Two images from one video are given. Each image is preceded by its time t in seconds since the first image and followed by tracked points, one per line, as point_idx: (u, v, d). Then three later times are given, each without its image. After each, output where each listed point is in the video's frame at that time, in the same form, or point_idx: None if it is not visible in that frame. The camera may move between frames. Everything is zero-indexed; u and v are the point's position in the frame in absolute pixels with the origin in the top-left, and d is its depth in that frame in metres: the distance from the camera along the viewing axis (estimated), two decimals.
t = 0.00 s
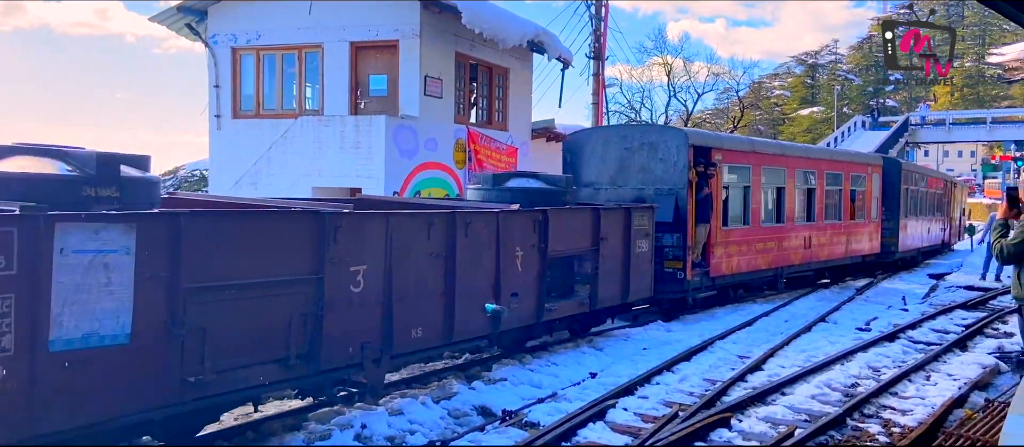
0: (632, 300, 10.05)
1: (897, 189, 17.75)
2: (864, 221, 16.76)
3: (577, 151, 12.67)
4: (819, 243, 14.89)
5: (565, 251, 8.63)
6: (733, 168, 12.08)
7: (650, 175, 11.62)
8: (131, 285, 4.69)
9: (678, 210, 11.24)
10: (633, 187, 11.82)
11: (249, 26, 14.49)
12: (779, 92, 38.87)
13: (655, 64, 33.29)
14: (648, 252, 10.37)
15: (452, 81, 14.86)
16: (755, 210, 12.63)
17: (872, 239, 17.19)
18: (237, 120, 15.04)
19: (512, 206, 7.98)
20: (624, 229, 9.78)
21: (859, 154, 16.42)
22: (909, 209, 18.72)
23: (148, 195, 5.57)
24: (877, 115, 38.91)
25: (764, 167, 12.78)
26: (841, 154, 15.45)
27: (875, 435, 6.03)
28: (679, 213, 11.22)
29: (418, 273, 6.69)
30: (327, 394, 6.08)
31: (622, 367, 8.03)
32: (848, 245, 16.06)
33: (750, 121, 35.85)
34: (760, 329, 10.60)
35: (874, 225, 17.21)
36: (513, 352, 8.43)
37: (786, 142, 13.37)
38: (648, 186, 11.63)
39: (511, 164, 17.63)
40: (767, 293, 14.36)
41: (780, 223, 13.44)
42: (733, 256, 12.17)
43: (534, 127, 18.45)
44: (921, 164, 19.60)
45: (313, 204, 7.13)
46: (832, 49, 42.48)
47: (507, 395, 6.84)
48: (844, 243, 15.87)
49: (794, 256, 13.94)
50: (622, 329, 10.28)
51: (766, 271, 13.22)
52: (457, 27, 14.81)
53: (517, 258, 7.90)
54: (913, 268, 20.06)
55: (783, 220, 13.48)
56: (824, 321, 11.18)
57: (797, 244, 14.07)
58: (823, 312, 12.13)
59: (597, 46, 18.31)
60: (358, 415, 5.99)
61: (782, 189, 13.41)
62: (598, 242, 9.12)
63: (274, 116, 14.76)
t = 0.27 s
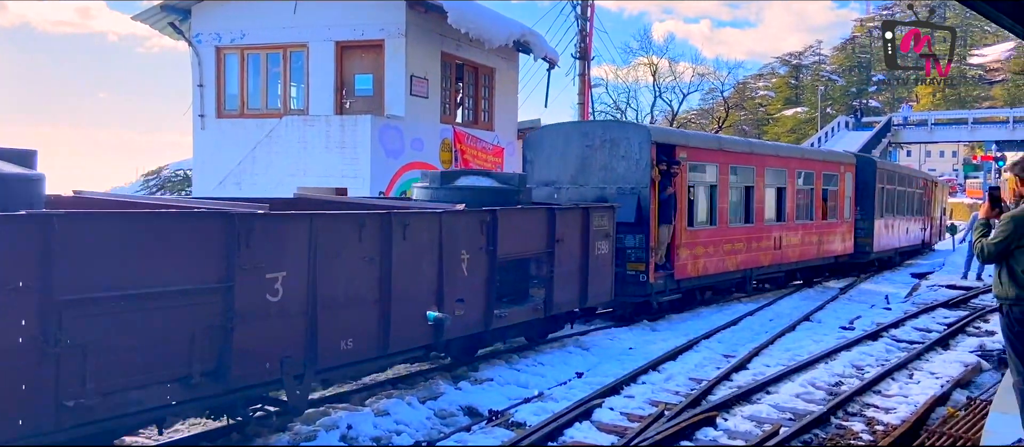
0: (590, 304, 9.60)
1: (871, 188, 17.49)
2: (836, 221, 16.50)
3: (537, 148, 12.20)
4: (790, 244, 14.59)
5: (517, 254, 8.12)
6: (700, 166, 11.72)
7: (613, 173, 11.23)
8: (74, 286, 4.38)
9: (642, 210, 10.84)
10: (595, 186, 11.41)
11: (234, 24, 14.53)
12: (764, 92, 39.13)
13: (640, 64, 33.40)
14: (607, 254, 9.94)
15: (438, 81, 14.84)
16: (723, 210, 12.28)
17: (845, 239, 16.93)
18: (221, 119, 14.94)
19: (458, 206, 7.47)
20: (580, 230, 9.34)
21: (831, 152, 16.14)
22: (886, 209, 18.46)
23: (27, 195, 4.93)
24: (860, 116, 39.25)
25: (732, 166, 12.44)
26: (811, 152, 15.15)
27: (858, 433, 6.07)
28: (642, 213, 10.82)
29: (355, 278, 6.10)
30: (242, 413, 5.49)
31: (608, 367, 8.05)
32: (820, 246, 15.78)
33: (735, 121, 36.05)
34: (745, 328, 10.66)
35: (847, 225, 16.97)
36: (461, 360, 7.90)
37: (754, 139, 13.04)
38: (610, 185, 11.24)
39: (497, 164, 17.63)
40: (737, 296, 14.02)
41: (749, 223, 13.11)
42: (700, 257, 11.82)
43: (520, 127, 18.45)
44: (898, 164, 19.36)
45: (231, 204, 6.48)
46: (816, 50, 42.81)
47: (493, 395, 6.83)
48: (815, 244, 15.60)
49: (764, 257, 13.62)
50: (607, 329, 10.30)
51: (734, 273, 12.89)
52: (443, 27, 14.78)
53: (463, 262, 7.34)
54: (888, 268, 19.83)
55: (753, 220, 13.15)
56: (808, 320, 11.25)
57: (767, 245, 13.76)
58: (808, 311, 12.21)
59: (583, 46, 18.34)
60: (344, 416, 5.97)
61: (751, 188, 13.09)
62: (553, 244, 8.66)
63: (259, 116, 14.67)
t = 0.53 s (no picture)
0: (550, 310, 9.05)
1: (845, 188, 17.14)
2: (809, 221, 16.18)
3: (497, 144, 11.65)
4: (761, 245, 14.22)
5: (465, 259, 7.56)
6: (665, 165, 11.31)
7: (573, 172, 10.75)
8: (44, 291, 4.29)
9: (603, 211, 10.42)
10: (554, 185, 10.92)
11: (219, 23, 14.37)
12: (748, 93, 39.36)
13: (626, 64, 33.47)
14: (568, 257, 9.36)
15: (424, 81, 14.81)
16: (690, 210, 11.88)
17: (817, 240, 16.60)
18: (205, 118, 14.87)
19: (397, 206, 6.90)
20: (538, 231, 8.74)
21: (804, 151, 15.79)
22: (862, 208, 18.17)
23: None
24: (843, 116, 39.58)
25: (700, 164, 12.03)
26: (783, 151, 14.76)
27: (842, 431, 6.11)
28: (604, 214, 10.40)
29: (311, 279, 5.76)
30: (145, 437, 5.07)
31: (594, 367, 8.06)
32: (791, 247, 15.44)
33: (720, 122, 36.24)
34: (731, 327, 10.70)
35: (821, 226, 16.69)
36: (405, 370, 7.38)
37: (723, 137, 12.64)
38: (571, 184, 10.76)
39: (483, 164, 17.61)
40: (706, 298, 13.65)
41: (717, 224, 12.73)
42: (665, 259, 11.45)
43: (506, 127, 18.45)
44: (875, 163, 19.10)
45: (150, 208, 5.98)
46: (800, 51, 43.12)
47: (480, 395, 6.82)
48: (787, 244, 15.24)
49: (733, 259, 13.24)
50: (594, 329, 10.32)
51: (702, 275, 12.51)
52: (429, 27, 14.75)
53: (402, 266, 6.77)
54: (865, 269, 19.54)
55: (722, 220, 12.78)
56: (793, 320, 11.32)
57: (736, 246, 13.38)
58: (792, 310, 12.29)
59: (569, 46, 18.36)
60: (330, 417, 5.94)
61: (719, 187, 12.69)
62: (506, 247, 8.06)
63: (243, 115, 14.60)
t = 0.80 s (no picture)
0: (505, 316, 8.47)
1: (820, 187, 16.79)
2: (783, 222, 15.83)
3: (455, 142, 11.13)
4: (732, 247, 13.84)
5: (408, 264, 6.93)
6: (631, 163, 10.89)
7: (534, 171, 10.29)
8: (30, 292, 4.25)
9: (564, 211, 9.97)
10: (513, 184, 10.46)
11: (204, 23, 14.33)
12: (734, 93, 39.56)
13: (613, 65, 33.55)
14: (525, 259, 8.74)
15: (411, 81, 14.77)
16: (657, 211, 11.48)
17: (791, 241, 16.27)
18: (190, 118, 14.73)
19: (328, 207, 6.21)
20: (491, 232, 8.12)
21: (777, 151, 15.43)
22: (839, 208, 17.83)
23: None
24: (828, 117, 39.86)
25: (667, 163, 11.62)
26: (755, 150, 14.39)
27: (827, 430, 6.16)
28: (565, 215, 9.95)
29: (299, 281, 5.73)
30: None
31: (581, 367, 8.08)
32: (765, 249, 15.07)
33: (706, 122, 36.38)
34: (717, 327, 10.76)
35: (794, 227, 16.33)
36: (342, 384, 6.77)
37: (692, 135, 12.24)
38: (532, 183, 10.29)
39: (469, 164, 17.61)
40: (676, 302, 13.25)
41: (687, 225, 12.34)
42: (631, 262, 11.05)
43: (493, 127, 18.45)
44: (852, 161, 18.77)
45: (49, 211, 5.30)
46: (785, 53, 43.38)
47: (467, 396, 6.82)
48: (760, 246, 14.87)
49: (703, 261, 12.85)
50: (581, 328, 10.35)
51: (670, 278, 12.11)
52: (416, 27, 14.73)
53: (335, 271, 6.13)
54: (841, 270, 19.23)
55: (691, 221, 12.39)
56: (778, 319, 11.39)
57: (706, 248, 13.00)
58: (778, 310, 12.37)
59: (556, 47, 18.38)
60: (316, 418, 5.92)
61: (688, 187, 12.29)
62: (454, 250, 7.44)
63: (228, 115, 14.50)
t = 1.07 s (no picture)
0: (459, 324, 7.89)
1: (796, 187, 16.45)
2: (757, 224, 15.44)
3: (411, 139, 10.59)
4: (704, 249, 13.44)
5: (348, 270, 6.33)
6: (596, 162, 10.49)
7: (495, 169, 9.79)
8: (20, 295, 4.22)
9: (525, 212, 9.50)
10: (472, 182, 9.95)
11: (191, 22, 14.25)
12: (722, 94, 39.76)
13: (601, 65, 33.63)
14: (481, 264, 8.18)
15: (400, 81, 14.73)
16: (625, 211, 11.08)
17: (766, 244, 15.89)
18: (176, 119, 14.67)
19: (252, 210, 5.66)
20: (444, 235, 7.56)
21: (750, 150, 15.05)
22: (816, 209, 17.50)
23: None
24: (814, 119, 40.18)
25: (636, 162, 11.23)
26: (728, 149, 14.00)
27: (814, 429, 6.20)
28: (526, 216, 9.48)
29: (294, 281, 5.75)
30: None
31: (570, 367, 8.08)
32: (738, 251, 14.68)
33: (694, 123, 36.52)
34: (705, 327, 10.80)
35: (769, 230, 15.97)
36: (279, 400, 6.22)
37: (662, 133, 11.86)
38: (492, 182, 9.79)
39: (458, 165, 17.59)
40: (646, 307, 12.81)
41: (656, 226, 11.96)
42: (597, 265, 10.65)
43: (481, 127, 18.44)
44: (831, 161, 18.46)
45: None
46: (772, 54, 43.64)
47: (456, 397, 6.81)
48: (733, 248, 14.47)
49: (673, 264, 12.45)
50: (569, 329, 10.36)
51: (639, 282, 11.70)
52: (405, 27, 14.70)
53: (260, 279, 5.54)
54: (820, 272, 18.90)
55: (661, 222, 12.01)
56: (766, 319, 11.45)
57: (677, 250, 12.60)
58: (765, 310, 12.43)
59: (544, 48, 18.40)
60: (304, 419, 5.90)
61: (658, 187, 11.91)
62: (400, 254, 6.83)
63: (215, 115, 14.45)
